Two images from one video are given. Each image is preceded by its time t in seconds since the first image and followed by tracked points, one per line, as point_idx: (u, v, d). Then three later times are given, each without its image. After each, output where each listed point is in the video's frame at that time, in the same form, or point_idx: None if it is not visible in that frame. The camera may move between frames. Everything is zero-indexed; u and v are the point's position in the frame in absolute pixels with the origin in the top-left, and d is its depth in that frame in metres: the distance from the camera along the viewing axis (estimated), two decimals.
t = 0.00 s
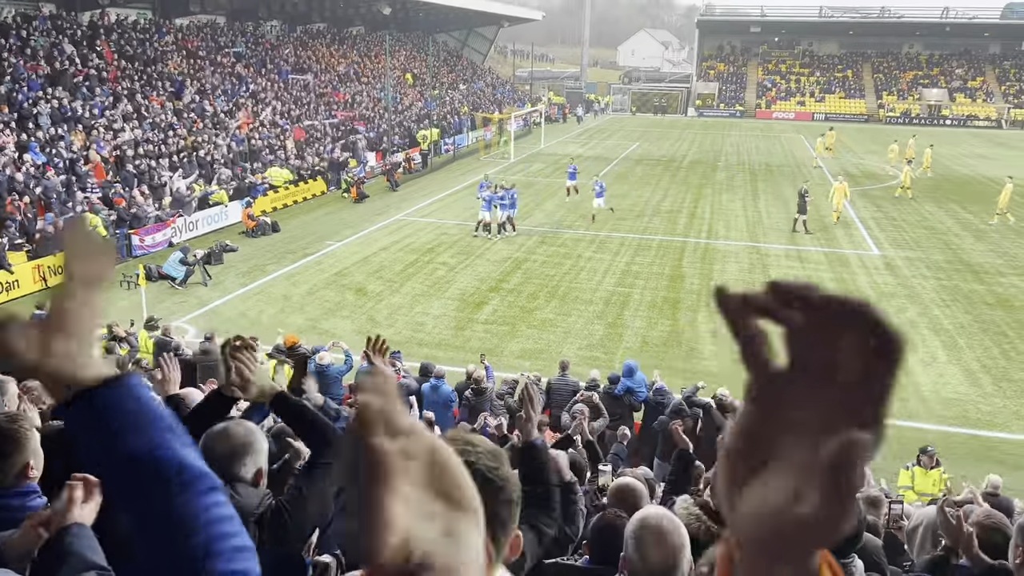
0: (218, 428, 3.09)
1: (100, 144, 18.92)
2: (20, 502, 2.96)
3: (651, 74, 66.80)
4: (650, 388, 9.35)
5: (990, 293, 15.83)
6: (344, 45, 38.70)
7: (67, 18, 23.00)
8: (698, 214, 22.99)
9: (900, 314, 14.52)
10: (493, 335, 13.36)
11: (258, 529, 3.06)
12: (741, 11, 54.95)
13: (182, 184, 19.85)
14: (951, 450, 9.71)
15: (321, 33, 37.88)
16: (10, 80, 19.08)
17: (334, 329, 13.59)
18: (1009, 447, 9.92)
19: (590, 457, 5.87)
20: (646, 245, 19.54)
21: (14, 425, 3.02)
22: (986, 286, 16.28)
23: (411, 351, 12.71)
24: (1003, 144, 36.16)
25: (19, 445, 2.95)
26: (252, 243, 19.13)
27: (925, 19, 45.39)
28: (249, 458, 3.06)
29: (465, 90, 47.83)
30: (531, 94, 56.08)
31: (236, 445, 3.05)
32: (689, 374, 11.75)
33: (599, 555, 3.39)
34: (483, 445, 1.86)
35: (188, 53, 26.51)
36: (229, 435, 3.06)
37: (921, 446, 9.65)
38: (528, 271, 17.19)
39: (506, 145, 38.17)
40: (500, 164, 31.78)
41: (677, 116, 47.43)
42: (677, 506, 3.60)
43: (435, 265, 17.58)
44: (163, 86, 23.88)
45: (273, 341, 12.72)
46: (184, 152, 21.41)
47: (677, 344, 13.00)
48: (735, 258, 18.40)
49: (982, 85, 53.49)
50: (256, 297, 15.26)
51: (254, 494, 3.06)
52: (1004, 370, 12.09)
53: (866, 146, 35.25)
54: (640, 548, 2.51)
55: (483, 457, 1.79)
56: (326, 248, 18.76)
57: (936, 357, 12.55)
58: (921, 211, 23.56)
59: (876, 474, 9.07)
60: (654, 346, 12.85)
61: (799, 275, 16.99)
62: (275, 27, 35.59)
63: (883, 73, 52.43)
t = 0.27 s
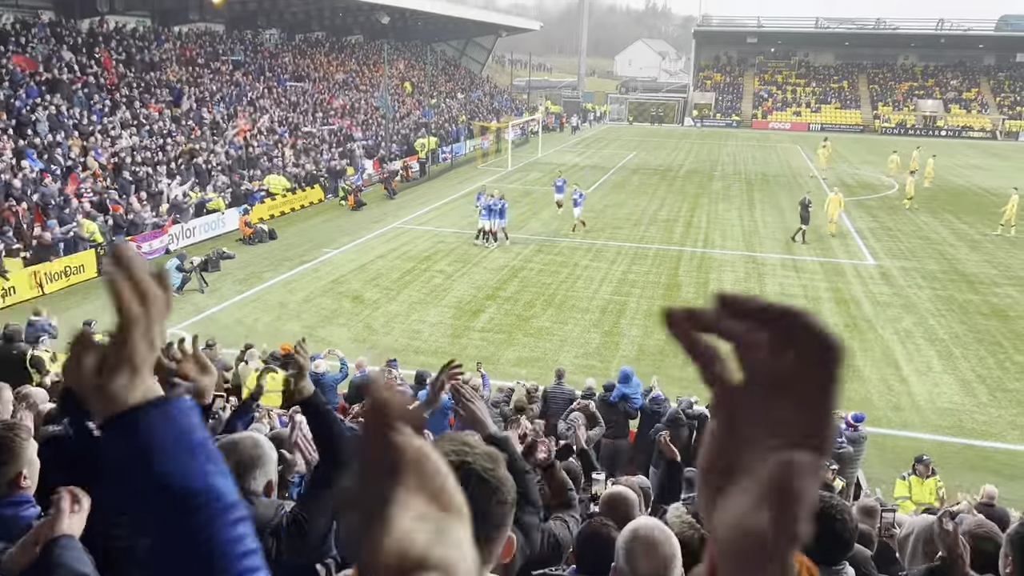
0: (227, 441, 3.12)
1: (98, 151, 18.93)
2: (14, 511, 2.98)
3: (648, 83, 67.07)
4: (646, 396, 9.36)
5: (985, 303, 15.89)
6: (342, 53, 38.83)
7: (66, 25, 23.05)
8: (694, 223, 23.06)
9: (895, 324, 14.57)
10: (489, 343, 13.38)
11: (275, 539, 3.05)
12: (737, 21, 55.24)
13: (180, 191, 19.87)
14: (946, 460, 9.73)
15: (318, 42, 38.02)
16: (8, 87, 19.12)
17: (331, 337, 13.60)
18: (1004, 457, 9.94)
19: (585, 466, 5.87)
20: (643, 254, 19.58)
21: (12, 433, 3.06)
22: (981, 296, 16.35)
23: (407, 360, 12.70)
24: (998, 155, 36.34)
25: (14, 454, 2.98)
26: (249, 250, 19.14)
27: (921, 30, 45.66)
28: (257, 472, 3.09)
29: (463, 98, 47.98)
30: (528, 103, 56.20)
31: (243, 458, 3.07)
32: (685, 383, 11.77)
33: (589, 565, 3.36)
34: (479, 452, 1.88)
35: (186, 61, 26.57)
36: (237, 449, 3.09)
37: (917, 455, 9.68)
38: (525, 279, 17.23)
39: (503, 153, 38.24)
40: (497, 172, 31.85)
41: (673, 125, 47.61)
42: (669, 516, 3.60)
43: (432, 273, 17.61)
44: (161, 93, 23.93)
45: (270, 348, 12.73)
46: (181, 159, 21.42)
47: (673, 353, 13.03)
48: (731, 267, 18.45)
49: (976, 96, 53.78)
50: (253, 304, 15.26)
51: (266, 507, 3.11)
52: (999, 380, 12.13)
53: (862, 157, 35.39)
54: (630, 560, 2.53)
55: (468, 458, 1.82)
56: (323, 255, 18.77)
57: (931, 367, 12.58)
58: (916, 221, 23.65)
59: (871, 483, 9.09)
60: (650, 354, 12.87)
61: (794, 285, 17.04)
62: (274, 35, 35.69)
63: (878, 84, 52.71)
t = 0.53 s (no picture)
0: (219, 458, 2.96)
1: (97, 164, 18.96)
2: (5, 524, 2.96)
3: (646, 98, 67.37)
4: (644, 411, 9.33)
5: (983, 318, 15.91)
6: (341, 67, 39.02)
7: (66, 39, 23.17)
8: (692, 237, 23.10)
9: (893, 339, 14.56)
10: (487, 357, 13.36)
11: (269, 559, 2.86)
12: (735, 37, 55.60)
13: (178, 204, 19.89)
14: (945, 476, 9.70)
15: (318, 56, 38.21)
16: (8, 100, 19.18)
17: (328, 350, 13.57)
18: (1002, 473, 9.92)
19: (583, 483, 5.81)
20: (641, 268, 19.59)
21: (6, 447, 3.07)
22: (979, 311, 16.37)
23: (404, 373, 12.67)
24: (995, 170, 36.47)
25: (8, 465, 3.00)
26: (247, 263, 19.14)
27: (917, 46, 45.96)
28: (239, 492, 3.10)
29: (462, 112, 48.18)
30: (526, 117, 56.45)
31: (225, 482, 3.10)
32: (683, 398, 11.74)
33: None
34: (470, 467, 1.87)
35: (186, 74, 26.68)
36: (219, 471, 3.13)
37: (915, 471, 9.65)
38: (523, 293, 17.23)
39: (501, 167, 38.37)
40: (496, 186, 31.92)
41: (671, 140, 47.81)
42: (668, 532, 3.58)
43: (429, 286, 17.60)
44: (160, 107, 24.02)
45: (267, 362, 12.69)
46: (180, 172, 21.45)
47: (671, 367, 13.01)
48: (729, 281, 18.47)
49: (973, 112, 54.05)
50: (250, 318, 15.23)
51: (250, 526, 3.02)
52: (998, 395, 12.11)
53: (859, 172, 35.51)
54: None
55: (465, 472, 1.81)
56: (321, 269, 18.78)
57: (929, 383, 12.56)
58: (914, 236, 23.70)
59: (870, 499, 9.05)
60: (648, 369, 12.84)
61: (792, 299, 17.06)
62: (274, 49, 35.87)
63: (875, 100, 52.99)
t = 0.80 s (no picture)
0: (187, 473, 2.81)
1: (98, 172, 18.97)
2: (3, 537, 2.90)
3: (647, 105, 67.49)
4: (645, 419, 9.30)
5: (984, 326, 15.90)
6: (342, 75, 39.13)
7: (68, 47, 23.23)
8: (692, 245, 23.11)
9: (894, 347, 14.55)
10: (487, 364, 13.34)
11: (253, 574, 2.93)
12: (735, 46, 55.78)
13: (178, 212, 19.88)
14: (947, 485, 9.66)
15: (318, 64, 38.33)
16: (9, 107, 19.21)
17: (328, 357, 13.54)
18: (1004, 482, 9.88)
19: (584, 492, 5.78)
20: (641, 275, 19.58)
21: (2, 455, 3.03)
22: (979, 319, 16.36)
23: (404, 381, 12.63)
24: (995, 178, 36.50)
25: (5, 475, 2.95)
26: (247, 270, 19.13)
27: (916, 55, 46.11)
28: (222, 506, 2.79)
29: (462, 120, 48.28)
30: (527, 125, 56.62)
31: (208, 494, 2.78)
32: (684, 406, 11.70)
33: None
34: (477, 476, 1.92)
35: (187, 82, 26.74)
36: (198, 480, 2.79)
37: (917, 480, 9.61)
38: (523, 300, 17.22)
39: (501, 175, 38.47)
40: (496, 194, 31.96)
41: (671, 148, 47.88)
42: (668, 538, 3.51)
43: (429, 294, 17.59)
44: (161, 114, 24.06)
45: (266, 370, 12.66)
46: (180, 179, 21.45)
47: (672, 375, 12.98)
48: (730, 289, 18.46)
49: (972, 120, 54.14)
50: (250, 325, 15.21)
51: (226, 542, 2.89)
52: (999, 404, 12.08)
53: (859, 180, 35.53)
54: None
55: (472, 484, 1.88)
56: (321, 276, 18.77)
57: (931, 391, 12.53)
58: (914, 244, 23.70)
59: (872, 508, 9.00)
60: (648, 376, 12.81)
61: (793, 307, 17.04)
62: (275, 57, 35.97)
63: (875, 108, 53.11)
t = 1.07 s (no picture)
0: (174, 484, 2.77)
1: (99, 178, 19.01)
2: (3, 542, 2.93)
3: (647, 112, 67.69)
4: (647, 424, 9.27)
5: (984, 331, 15.89)
6: (343, 81, 39.29)
7: (69, 54, 23.36)
8: (693, 251, 23.15)
9: (895, 352, 14.53)
10: (487, 370, 13.34)
11: None
12: (735, 52, 56.01)
13: (178, 218, 19.90)
14: (948, 490, 9.64)
15: (320, 71, 38.50)
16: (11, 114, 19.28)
17: (329, 363, 13.54)
18: (1006, 487, 9.86)
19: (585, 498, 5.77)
20: (641, 281, 19.59)
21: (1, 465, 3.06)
22: (979, 324, 16.36)
23: (404, 387, 12.62)
24: (995, 184, 36.55)
25: (4, 481, 2.99)
26: (248, 276, 19.15)
27: (916, 61, 46.21)
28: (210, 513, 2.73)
29: (463, 126, 48.43)
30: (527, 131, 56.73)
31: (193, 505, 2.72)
32: (684, 412, 11.69)
33: None
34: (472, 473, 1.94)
35: (189, 88, 26.84)
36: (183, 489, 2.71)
37: (918, 485, 9.60)
38: (524, 306, 17.23)
39: (502, 181, 38.54)
40: (497, 200, 31.99)
41: (671, 154, 48.00)
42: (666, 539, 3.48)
43: (430, 299, 17.59)
44: (163, 121, 24.14)
45: (266, 376, 12.65)
46: (182, 185, 21.49)
47: (672, 380, 12.98)
48: (730, 294, 18.48)
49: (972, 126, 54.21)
50: (250, 331, 15.21)
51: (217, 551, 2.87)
52: (1000, 409, 12.06)
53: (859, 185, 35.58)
54: None
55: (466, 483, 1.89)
56: (322, 282, 18.79)
57: (932, 397, 12.50)
58: (914, 249, 23.72)
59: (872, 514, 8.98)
60: (648, 382, 12.81)
61: (793, 312, 17.05)
62: (276, 64, 36.14)
63: (875, 114, 53.18)
